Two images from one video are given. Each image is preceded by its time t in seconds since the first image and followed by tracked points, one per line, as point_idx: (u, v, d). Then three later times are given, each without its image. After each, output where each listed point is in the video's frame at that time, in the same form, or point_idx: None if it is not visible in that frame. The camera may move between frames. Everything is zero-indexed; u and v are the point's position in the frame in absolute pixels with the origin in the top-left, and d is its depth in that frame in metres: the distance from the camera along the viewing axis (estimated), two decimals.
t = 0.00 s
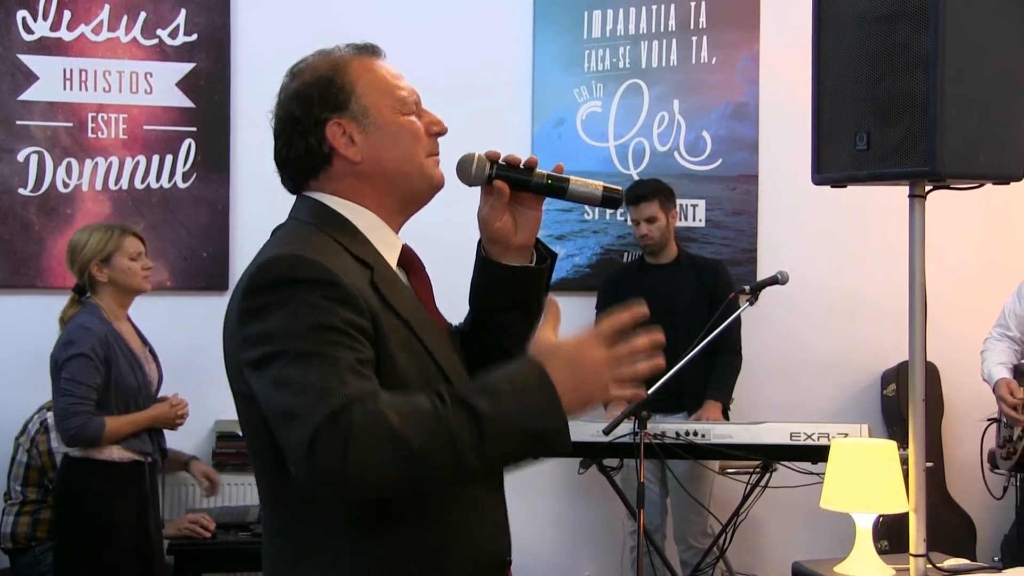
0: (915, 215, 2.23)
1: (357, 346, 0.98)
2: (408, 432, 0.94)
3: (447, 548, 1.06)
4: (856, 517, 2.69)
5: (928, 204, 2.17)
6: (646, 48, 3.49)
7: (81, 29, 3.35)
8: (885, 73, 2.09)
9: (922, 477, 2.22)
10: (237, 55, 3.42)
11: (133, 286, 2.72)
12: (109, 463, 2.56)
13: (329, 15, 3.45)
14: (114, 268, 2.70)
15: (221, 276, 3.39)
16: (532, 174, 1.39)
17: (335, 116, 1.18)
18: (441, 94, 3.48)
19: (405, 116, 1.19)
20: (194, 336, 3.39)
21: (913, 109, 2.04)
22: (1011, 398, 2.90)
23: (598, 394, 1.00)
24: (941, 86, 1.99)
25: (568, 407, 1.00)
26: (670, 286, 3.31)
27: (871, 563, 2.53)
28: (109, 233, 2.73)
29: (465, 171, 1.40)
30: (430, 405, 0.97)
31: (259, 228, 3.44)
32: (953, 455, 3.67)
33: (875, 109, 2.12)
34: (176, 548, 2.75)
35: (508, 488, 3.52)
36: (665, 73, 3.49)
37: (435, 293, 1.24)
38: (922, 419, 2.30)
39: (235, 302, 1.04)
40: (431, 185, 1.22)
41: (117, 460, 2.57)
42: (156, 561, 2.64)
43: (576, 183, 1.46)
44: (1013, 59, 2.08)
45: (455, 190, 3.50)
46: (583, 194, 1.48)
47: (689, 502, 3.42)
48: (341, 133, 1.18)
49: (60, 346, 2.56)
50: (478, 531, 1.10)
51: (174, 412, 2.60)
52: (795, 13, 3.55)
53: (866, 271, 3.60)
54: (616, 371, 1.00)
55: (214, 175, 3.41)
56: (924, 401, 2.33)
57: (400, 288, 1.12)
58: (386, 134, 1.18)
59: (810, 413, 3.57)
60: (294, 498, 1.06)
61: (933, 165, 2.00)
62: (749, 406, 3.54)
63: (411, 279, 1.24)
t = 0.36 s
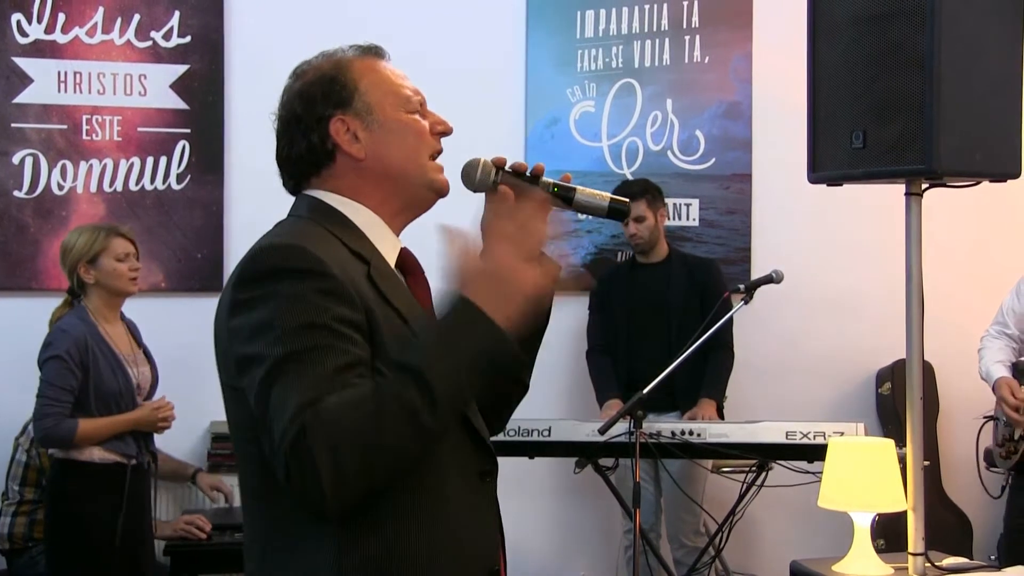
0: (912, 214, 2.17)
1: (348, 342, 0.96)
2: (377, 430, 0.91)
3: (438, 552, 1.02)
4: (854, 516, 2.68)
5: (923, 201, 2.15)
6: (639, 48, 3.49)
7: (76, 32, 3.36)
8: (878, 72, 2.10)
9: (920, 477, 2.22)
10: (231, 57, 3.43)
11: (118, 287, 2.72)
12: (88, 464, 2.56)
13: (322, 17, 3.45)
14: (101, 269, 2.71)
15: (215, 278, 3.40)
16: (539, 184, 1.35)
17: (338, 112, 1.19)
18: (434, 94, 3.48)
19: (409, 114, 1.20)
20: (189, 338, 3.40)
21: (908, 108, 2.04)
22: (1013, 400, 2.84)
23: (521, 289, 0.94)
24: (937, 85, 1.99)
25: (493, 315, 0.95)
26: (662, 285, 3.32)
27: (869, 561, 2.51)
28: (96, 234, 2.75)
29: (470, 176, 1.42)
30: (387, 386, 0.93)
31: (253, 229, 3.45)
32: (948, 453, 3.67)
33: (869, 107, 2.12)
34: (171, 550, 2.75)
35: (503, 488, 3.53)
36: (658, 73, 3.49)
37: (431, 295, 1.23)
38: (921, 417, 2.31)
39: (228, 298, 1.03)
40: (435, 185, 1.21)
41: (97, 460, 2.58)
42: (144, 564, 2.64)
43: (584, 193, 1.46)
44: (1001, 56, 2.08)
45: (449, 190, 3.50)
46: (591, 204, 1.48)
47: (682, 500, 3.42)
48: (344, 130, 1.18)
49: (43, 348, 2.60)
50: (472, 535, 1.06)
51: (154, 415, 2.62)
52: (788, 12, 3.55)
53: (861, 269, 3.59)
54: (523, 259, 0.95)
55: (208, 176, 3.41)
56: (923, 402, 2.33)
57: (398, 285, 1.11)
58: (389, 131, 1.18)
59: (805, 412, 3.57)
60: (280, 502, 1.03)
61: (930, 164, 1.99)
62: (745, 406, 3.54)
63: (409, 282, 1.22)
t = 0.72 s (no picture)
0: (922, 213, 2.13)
1: (373, 361, 0.95)
2: (407, 475, 0.92)
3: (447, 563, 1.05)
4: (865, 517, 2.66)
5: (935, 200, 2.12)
6: (646, 48, 3.48)
7: (84, 33, 3.37)
8: (887, 71, 2.09)
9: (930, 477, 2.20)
10: (239, 59, 3.44)
11: (130, 288, 2.73)
12: (99, 465, 2.57)
13: (328, 18, 3.46)
14: (113, 271, 2.71)
15: (222, 279, 3.41)
16: (545, 178, 1.39)
17: (352, 105, 1.16)
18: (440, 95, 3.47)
19: (419, 108, 1.20)
20: (197, 338, 3.41)
21: (920, 106, 2.03)
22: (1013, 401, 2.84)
23: (606, 425, 0.96)
24: (949, 84, 1.97)
25: (570, 437, 0.96)
26: (668, 284, 3.31)
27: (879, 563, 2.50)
28: (108, 236, 2.76)
29: (476, 171, 1.39)
30: (426, 442, 0.94)
31: (260, 230, 3.46)
32: (957, 455, 3.64)
33: (880, 106, 2.11)
34: (179, 551, 2.75)
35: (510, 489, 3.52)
36: (665, 73, 3.48)
37: (440, 294, 1.25)
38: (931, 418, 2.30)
39: (248, 302, 1.00)
40: (443, 180, 1.22)
41: (107, 461, 2.59)
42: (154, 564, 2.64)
43: (590, 189, 1.47)
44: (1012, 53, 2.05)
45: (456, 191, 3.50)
46: (597, 202, 1.49)
47: (690, 501, 3.41)
48: (358, 123, 1.16)
49: (55, 349, 2.61)
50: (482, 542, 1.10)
51: (164, 417, 2.63)
52: (796, 12, 3.53)
53: (870, 270, 3.57)
54: (627, 403, 0.97)
55: (215, 177, 3.42)
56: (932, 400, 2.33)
57: (411, 286, 1.11)
58: (404, 126, 1.17)
59: (813, 413, 3.54)
60: (290, 507, 1.03)
61: (941, 163, 1.98)
62: (754, 407, 3.51)
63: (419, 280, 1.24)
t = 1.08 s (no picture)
0: (947, 216, 2.10)
1: (407, 377, 0.97)
2: (442, 492, 0.94)
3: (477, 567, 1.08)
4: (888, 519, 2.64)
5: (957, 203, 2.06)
6: (670, 48, 3.47)
7: (108, 33, 3.38)
8: (913, 73, 2.07)
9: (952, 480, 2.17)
10: (262, 59, 3.44)
11: (163, 288, 2.73)
12: (134, 463, 2.57)
13: (352, 17, 3.45)
14: (145, 270, 2.71)
15: (245, 278, 3.41)
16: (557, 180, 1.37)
17: (373, 117, 1.17)
18: (464, 93, 3.46)
19: (439, 117, 1.20)
20: (219, 338, 3.41)
21: (944, 107, 2.00)
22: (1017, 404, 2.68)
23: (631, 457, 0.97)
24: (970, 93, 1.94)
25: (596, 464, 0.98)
26: (691, 285, 3.29)
27: (900, 565, 2.49)
28: (141, 235, 2.74)
29: (490, 173, 1.34)
30: (461, 463, 0.96)
31: (283, 230, 3.46)
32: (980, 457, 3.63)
33: (906, 107, 2.08)
34: (201, 550, 2.75)
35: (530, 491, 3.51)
36: (689, 74, 3.47)
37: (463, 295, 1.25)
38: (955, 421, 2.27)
39: (286, 316, 1.02)
40: (461, 187, 1.22)
41: (141, 460, 2.58)
42: (179, 564, 2.66)
43: (601, 190, 1.44)
44: None
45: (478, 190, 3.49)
46: (607, 203, 1.46)
47: (713, 503, 3.40)
48: (380, 134, 1.17)
49: (87, 347, 2.59)
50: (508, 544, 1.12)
51: (195, 415, 2.62)
52: (820, 13, 3.53)
53: (893, 272, 3.56)
54: (652, 436, 0.97)
55: (238, 176, 3.42)
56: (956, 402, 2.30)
57: (439, 295, 1.12)
58: (424, 136, 1.18)
59: (837, 415, 3.53)
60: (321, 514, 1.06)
61: (964, 165, 1.94)
62: (778, 409, 3.49)
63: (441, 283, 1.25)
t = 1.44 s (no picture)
0: (954, 217, 2.13)
1: (413, 353, 1.01)
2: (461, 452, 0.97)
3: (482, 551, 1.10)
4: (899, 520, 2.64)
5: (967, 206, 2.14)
6: (682, 50, 3.48)
7: (119, 35, 3.37)
8: (920, 75, 2.07)
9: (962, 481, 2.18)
10: (274, 61, 3.44)
11: (183, 294, 2.75)
12: (157, 467, 2.57)
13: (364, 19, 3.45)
14: (166, 274, 2.72)
15: (258, 281, 3.41)
16: (566, 186, 1.37)
17: (381, 126, 1.18)
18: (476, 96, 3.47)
19: (446, 125, 1.20)
20: (231, 340, 3.41)
21: (952, 109, 2.00)
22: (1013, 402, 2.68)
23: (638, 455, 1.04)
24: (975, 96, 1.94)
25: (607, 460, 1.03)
26: (703, 287, 3.29)
27: (910, 565, 2.49)
28: (162, 239, 2.76)
29: (502, 180, 1.37)
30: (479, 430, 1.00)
31: (295, 232, 3.46)
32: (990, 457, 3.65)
33: (915, 109, 2.08)
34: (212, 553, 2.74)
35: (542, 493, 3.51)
36: (700, 75, 3.48)
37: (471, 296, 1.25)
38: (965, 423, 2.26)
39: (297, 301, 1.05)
40: (471, 191, 1.22)
41: (165, 465, 2.59)
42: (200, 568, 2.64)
43: (609, 197, 1.44)
44: None
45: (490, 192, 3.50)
46: (614, 209, 1.46)
47: (725, 504, 3.40)
48: (387, 142, 1.17)
49: (109, 351, 2.58)
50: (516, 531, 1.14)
51: (217, 418, 2.62)
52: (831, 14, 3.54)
53: (903, 272, 3.57)
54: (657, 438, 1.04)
55: (250, 179, 3.42)
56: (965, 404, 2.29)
57: (444, 292, 1.13)
58: (431, 144, 1.18)
59: (848, 416, 3.53)
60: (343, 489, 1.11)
61: (973, 166, 1.95)
62: (790, 409, 3.50)
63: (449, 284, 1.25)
